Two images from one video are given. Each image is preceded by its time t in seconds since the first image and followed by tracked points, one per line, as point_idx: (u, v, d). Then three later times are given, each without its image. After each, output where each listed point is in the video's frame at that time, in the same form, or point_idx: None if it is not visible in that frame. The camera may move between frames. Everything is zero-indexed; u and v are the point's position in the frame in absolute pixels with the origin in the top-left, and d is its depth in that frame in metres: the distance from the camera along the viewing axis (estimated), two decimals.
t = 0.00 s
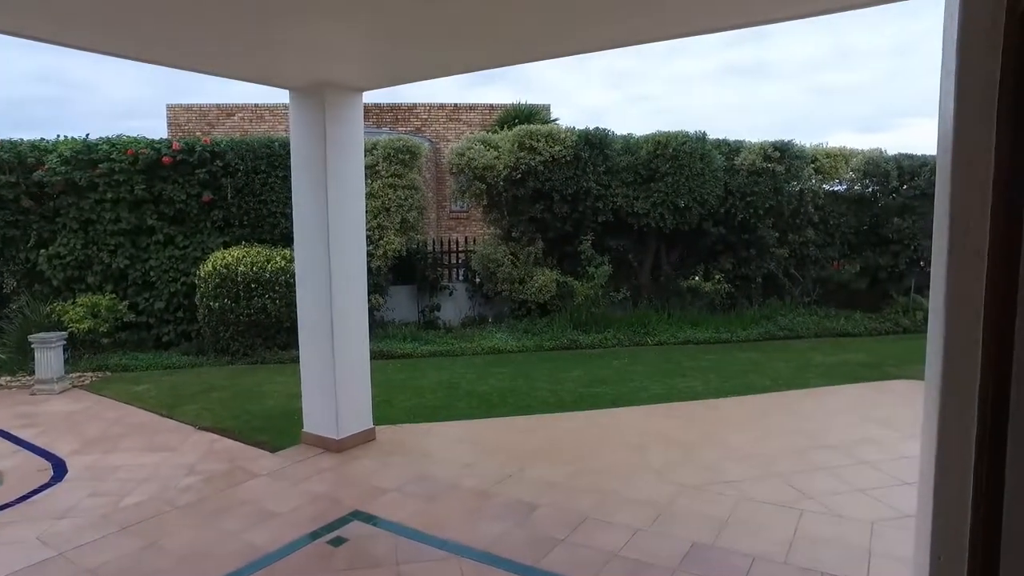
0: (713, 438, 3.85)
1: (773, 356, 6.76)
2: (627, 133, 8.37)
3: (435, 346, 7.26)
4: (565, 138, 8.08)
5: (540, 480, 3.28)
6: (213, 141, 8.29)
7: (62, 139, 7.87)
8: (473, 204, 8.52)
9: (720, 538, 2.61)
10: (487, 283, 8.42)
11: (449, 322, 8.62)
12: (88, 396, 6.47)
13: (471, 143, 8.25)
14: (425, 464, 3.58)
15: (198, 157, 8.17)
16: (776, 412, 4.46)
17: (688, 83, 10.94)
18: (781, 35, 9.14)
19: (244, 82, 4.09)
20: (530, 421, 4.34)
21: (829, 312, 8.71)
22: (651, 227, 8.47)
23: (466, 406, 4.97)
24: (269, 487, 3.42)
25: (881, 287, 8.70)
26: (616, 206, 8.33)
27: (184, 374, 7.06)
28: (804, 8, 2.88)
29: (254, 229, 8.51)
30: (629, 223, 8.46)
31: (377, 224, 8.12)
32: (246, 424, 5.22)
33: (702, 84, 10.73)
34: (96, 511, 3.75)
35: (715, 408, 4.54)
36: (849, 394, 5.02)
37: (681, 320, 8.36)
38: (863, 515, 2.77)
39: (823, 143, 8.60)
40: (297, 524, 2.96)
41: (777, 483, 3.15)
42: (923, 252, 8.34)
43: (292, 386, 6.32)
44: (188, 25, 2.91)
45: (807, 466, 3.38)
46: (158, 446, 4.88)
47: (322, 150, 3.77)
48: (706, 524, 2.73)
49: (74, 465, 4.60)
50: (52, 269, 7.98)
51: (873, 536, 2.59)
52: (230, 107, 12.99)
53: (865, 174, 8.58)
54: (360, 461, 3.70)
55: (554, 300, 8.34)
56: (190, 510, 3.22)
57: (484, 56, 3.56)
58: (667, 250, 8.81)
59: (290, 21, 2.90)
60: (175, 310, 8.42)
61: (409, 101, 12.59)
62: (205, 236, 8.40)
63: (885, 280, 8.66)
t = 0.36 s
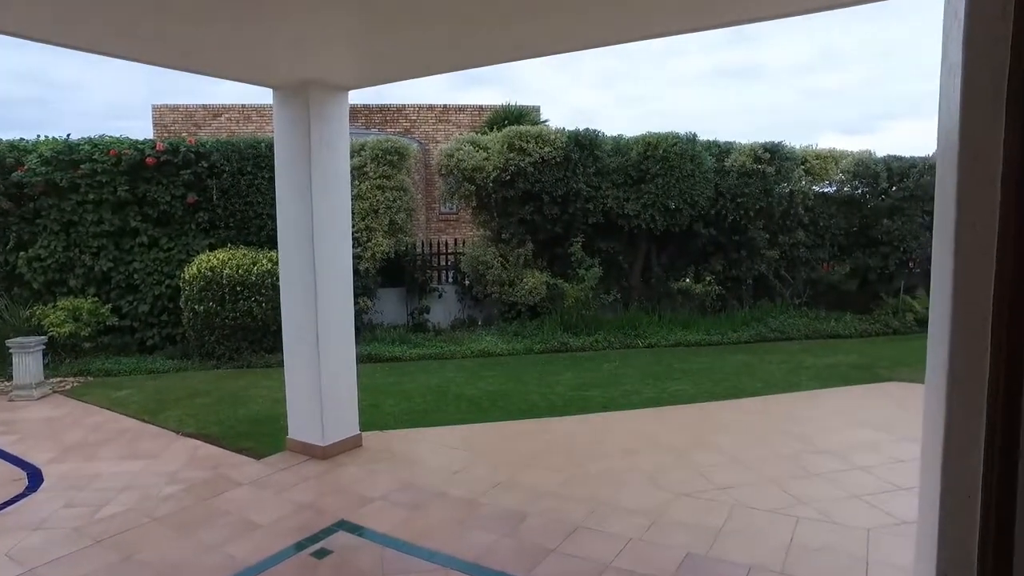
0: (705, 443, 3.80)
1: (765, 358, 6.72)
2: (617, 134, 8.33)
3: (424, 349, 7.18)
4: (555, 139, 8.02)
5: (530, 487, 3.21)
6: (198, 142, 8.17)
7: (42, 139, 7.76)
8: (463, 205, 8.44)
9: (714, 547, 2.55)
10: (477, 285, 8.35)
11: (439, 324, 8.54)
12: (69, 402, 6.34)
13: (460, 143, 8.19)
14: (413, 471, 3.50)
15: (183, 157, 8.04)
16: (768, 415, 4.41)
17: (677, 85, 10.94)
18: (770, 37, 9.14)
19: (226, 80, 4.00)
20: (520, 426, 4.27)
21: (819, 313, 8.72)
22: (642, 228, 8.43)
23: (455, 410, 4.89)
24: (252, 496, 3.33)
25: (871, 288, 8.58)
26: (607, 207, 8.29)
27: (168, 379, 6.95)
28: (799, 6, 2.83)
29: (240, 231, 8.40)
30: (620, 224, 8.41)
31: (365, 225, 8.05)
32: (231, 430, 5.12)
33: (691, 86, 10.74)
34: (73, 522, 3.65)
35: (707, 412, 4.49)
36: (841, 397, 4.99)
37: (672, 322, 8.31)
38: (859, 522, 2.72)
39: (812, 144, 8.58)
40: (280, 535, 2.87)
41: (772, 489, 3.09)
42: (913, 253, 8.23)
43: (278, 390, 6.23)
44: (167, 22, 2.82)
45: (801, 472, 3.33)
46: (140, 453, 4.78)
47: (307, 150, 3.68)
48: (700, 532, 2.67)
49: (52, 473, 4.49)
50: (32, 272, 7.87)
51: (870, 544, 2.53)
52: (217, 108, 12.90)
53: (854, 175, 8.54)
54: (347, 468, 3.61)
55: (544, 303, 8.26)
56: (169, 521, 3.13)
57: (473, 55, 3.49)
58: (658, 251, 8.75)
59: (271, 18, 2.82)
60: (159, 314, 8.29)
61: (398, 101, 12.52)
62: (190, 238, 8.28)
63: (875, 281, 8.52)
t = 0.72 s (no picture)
0: (714, 446, 3.72)
1: (772, 360, 6.64)
2: (622, 134, 8.26)
3: (428, 351, 7.11)
4: (559, 139, 7.95)
5: (534, 492, 3.15)
6: (200, 142, 8.13)
7: (44, 140, 7.73)
8: (466, 206, 8.38)
9: (725, 555, 2.48)
10: (481, 287, 8.30)
11: (442, 325, 8.48)
12: (70, 403, 6.31)
13: (463, 144, 8.08)
14: (415, 475, 3.44)
15: (185, 158, 8.01)
16: (777, 418, 4.34)
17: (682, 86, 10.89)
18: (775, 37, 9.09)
19: (226, 78, 3.94)
20: (525, 429, 4.21)
21: (826, 315, 8.65)
22: (647, 229, 8.35)
23: (459, 412, 4.82)
24: (252, 500, 3.28)
25: (879, 289, 8.78)
26: (611, 208, 8.21)
27: (170, 381, 6.90)
28: None
29: (243, 232, 8.36)
30: (624, 225, 8.34)
31: (368, 226, 7.99)
32: (232, 432, 5.07)
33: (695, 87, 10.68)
34: (71, 526, 3.60)
35: (714, 415, 4.42)
36: (851, 400, 4.91)
37: (678, 323, 8.21)
38: (874, 529, 2.65)
39: (819, 144, 8.51)
40: (280, 541, 2.81)
41: (782, 494, 3.02)
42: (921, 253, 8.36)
43: (281, 392, 6.17)
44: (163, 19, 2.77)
45: (812, 476, 3.26)
46: (140, 456, 4.73)
47: (308, 149, 3.63)
48: (710, 539, 2.61)
49: (51, 476, 4.44)
50: (35, 273, 7.85)
51: (886, 552, 2.46)
52: (220, 108, 12.90)
53: (861, 176, 8.54)
54: (348, 472, 3.55)
55: (548, 304, 8.19)
56: (167, 526, 3.08)
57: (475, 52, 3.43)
58: (663, 252, 8.68)
59: (270, 14, 2.76)
60: (162, 315, 8.25)
61: (400, 103, 12.47)
62: (192, 239, 8.24)
63: (883, 282, 8.72)
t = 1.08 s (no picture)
0: (738, 448, 3.64)
1: (796, 362, 6.53)
2: (641, 133, 8.17)
3: (446, 350, 7.08)
4: (578, 137, 7.88)
5: (555, 492, 3.09)
6: (219, 142, 8.16)
7: (67, 139, 7.81)
8: (485, 206, 8.34)
9: (754, 559, 2.40)
10: (499, 286, 8.26)
11: (461, 325, 8.46)
12: (92, 400, 6.34)
13: (481, 143, 8.04)
14: (433, 475, 3.39)
15: (204, 157, 8.05)
16: (802, 419, 4.24)
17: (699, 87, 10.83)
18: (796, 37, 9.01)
19: (244, 74, 3.92)
20: (544, 429, 4.15)
21: (849, 315, 8.51)
22: (667, 228, 8.27)
23: (477, 412, 4.77)
24: (270, 498, 3.25)
25: (904, 290, 8.69)
26: (631, 207, 8.13)
27: (189, 379, 6.93)
28: None
29: (261, 231, 8.38)
30: (644, 224, 8.26)
31: (386, 225, 7.97)
32: (250, 430, 5.06)
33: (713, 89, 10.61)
34: (90, 523, 3.60)
35: (738, 416, 4.33)
36: (878, 401, 4.80)
37: (698, 324, 8.07)
38: (910, 535, 2.56)
39: (842, 143, 8.35)
40: (298, 540, 2.77)
41: (812, 497, 2.94)
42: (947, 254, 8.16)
43: (298, 391, 6.16)
44: (181, 13, 2.74)
45: (842, 479, 3.17)
46: (159, 453, 4.73)
47: (326, 144, 3.59)
48: (739, 543, 2.53)
49: (72, 473, 4.46)
50: (58, 271, 7.94)
51: (924, 558, 2.37)
52: (239, 110, 13.01)
53: (886, 175, 8.43)
54: (366, 471, 3.51)
55: (567, 304, 8.11)
56: (185, 523, 3.05)
57: (495, 45, 3.37)
58: (682, 252, 8.64)
59: (288, 8, 2.72)
60: (181, 314, 8.30)
61: (418, 103, 12.45)
62: (211, 238, 8.28)
63: (908, 283, 8.63)
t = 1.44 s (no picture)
0: (789, 447, 3.50)
1: (842, 362, 6.33)
2: (680, 128, 8.03)
3: (481, 348, 7.02)
4: (615, 132, 7.76)
5: (599, 489, 3.00)
6: (257, 139, 8.23)
7: (112, 139, 8.04)
8: (520, 202, 8.27)
9: (815, 562, 2.28)
10: (535, 284, 8.18)
11: (496, 322, 8.41)
12: (133, 392, 6.44)
13: (517, 139, 7.99)
14: (473, 470, 3.32)
15: (243, 154, 8.14)
16: (854, 419, 4.08)
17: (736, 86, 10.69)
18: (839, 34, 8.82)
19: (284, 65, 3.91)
20: (585, 425, 4.05)
21: (896, 315, 8.24)
22: (706, 225, 8.10)
23: (515, 408, 4.70)
24: (309, 489, 3.22)
25: (955, 291, 8.41)
26: (669, 203, 7.99)
27: (227, 372, 7.00)
28: None
29: (298, 228, 8.42)
30: (682, 221, 8.12)
31: (422, 222, 7.93)
32: (288, 423, 5.06)
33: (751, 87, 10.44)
34: (132, 511, 3.63)
35: (785, 415, 4.18)
36: (933, 403, 4.60)
37: (738, 323, 7.85)
38: (981, 542, 2.41)
39: (889, 137, 8.15)
40: (337, 531, 2.73)
41: (872, 500, 2.80)
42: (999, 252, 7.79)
43: (335, 385, 6.17)
44: None
45: (902, 482, 3.02)
46: (199, 444, 4.76)
47: (365, 134, 3.55)
48: (797, 545, 2.41)
49: (115, 462, 4.52)
50: (102, 267, 8.13)
51: (999, 566, 2.22)
52: (276, 110, 13.22)
53: (935, 170, 8.20)
54: (404, 464, 3.46)
55: (604, 302, 7.98)
56: (225, 512, 3.04)
57: (539, 32, 3.30)
58: (721, 250, 8.51)
59: None
60: (220, 309, 8.37)
61: (453, 101, 12.42)
62: (249, 234, 8.34)
63: (959, 283, 8.33)
